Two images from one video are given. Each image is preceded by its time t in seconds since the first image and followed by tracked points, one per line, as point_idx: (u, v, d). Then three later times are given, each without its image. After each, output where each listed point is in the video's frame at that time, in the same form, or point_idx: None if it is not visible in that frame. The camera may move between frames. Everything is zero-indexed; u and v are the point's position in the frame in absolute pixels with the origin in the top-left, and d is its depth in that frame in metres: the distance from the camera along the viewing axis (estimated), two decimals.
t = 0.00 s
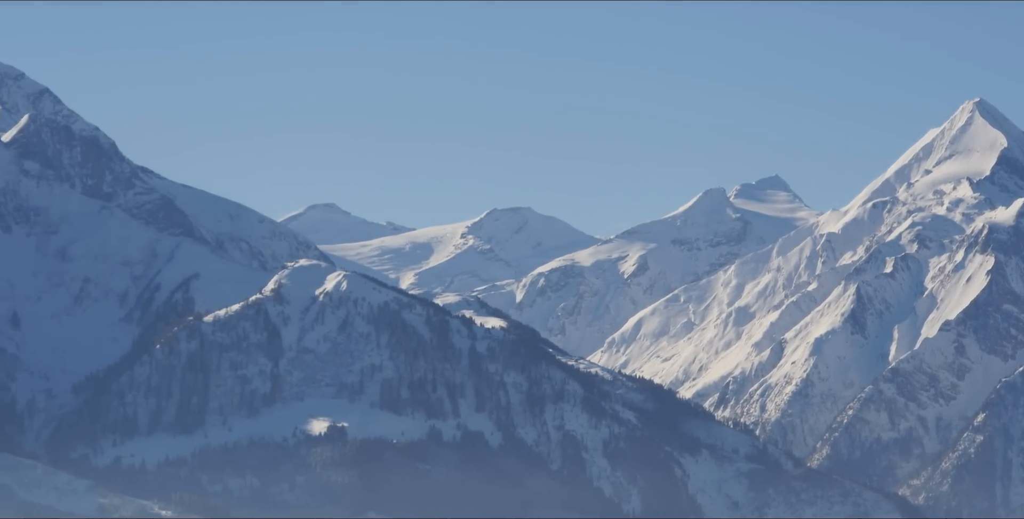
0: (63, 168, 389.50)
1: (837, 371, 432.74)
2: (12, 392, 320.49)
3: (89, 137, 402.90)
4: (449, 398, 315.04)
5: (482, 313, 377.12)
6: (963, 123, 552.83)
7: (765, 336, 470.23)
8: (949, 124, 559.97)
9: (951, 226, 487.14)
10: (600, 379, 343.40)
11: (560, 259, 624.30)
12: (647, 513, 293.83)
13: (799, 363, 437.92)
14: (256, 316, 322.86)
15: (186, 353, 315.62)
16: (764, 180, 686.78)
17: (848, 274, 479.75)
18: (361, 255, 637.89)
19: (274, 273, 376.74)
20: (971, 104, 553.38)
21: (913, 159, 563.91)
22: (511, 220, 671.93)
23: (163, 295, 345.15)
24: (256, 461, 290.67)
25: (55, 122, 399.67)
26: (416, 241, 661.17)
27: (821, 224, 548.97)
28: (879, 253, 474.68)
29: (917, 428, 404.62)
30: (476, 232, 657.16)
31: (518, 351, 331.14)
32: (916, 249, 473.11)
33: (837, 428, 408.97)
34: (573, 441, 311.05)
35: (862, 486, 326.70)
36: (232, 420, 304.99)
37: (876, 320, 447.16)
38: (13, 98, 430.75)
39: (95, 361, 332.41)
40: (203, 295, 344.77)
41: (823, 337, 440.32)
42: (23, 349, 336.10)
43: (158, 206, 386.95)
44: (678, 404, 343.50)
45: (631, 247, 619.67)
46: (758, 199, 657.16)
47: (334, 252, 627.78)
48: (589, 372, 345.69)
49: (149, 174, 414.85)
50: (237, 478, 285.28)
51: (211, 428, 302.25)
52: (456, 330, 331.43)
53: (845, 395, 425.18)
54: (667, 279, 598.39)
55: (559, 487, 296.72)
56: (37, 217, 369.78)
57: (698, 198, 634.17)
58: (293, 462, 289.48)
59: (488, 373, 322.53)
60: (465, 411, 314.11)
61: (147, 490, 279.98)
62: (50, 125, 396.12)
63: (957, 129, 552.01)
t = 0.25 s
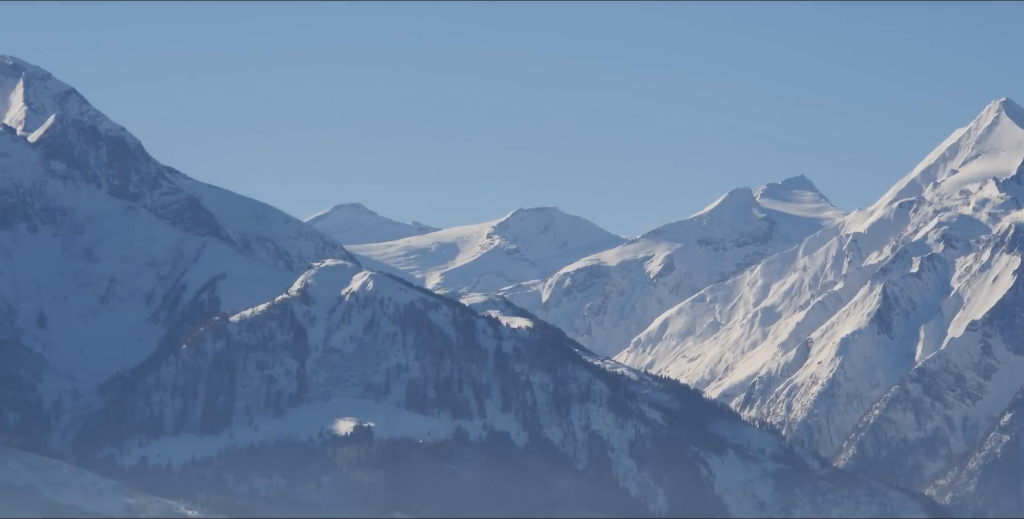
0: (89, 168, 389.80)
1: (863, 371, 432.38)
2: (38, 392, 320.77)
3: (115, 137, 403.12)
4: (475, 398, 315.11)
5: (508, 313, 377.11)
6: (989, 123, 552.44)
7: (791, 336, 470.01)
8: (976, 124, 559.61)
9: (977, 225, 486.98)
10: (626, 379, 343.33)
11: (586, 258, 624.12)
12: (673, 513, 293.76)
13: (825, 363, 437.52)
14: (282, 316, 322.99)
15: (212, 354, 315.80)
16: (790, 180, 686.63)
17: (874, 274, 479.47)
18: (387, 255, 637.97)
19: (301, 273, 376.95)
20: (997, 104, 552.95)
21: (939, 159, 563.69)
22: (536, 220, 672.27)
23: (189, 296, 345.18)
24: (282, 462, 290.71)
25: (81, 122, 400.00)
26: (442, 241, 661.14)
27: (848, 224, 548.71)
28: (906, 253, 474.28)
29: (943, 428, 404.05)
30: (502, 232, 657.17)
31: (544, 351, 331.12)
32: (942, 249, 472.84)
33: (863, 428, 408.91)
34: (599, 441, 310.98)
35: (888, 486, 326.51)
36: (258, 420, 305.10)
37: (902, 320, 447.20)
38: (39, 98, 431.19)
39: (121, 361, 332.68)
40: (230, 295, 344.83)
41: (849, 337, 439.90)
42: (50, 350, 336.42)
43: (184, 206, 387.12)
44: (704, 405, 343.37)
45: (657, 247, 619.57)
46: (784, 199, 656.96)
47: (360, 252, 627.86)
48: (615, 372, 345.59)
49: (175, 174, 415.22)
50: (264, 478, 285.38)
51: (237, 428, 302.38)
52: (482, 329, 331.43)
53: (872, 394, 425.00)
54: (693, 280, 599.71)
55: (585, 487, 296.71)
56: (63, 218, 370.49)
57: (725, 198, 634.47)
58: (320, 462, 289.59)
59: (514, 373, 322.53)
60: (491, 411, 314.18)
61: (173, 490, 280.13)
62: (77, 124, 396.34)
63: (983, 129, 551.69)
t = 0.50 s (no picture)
0: (113, 169, 390.13)
1: (886, 371, 431.94)
2: (62, 392, 321.25)
3: (138, 137, 403.29)
4: (498, 398, 315.07)
5: (531, 312, 377.08)
6: (1012, 123, 551.81)
7: (814, 336, 469.68)
8: (999, 124, 559.00)
9: (1000, 225, 486.51)
10: (650, 379, 343.11)
11: (609, 259, 623.82)
12: (697, 513, 293.59)
13: (848, 362, 437.05)
14: (306, 316, 323.03)
15: (235, 354, 316.15)
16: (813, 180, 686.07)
17: (897, 274, 479.14)
18: (410, 255, 638.03)
19: (323, 273, 376.92)
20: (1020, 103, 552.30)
21: (962, 159, 563.17)
22: (559, 220, 672.26)
23: (213, 296, 344.99)
24: (305, 461, 290.83)
25: (104, 123, 400.43)
26: (464, 241, 661.05)
27: (871, 224, 548.21)
28: (929, 253, 474.43)
29: (966, 428, 403.66)
30: (525, 233, 657.09)
31: (568, 351, 330.98)
32: (965, 248, 472.37)
33: (886, 428, 408.66)
34: (622, 441, 310.83)
35: (911, 486, 326.21)
36: (281, 420, 305.36)
37: (926, 320, 446.95)
38: (63, 99, 431.68)
39: (144, 361, 332.73)
40: (253, 295, 344.63)
41: (872, 337, 439.32)
42: (73, 351, 336.75)
43: (208, 206, 387.11)
44: (727, 405, 343.13)
45: (680, 247, 619.33)
46: (807, 199, 656.47)
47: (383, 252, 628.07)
48: (638, 372, 345.39)
49: (197, 175, 415.35)
50: (287, 478, 285.54)
51: (260, 428, 302.63)
52: (505, 329, 331.25)
53: (895, 394, 424.69)
54: (716, 279, 599.89)
55: (609, 487, 296.56)
56: (87, 218, 371.61)
57: (747, 198, 634.23)
58: (343, 462, 289.59)
59: (537, 373, 322.41)
60: (514, 411, 314.12)
61: (197, 490, 280.17)
62: (100, 125, 396.59)
63: (1006, 129, 551.13)
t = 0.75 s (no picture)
0: (139, 169, 390.87)
1: (913, 371, 431.59)
2: (88, 392, 321.72)
3: (165, 138, 403.71)
4: (523, 398, 315.11)
5: (557, 312, 377.12)
6: None
7: (840, 336, 469.42)
8: None
9: None
10: (676, 380, 342.99)
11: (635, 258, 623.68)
12: (722, 513, 293.53)
13: (874, 362, 436.74)
14: (331, 316, 323.23)
15: (261, 354, 316.54)
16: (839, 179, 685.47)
17: (923, 273, 478.84)
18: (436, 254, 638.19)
19: (349, 274, 377.18)
20: None
21: (988, 158, 562.70)
22: (585, 220, 672.26)
23: (239, 296, 345.30)
24: (331, 461, 291.03)
25: (131, 123, 401.26)
26: (491, 240, 661.09)
27: (898, 223, 547.81)
28: (955, 253, 474.05)
29: (993, 428, 403.41)
30: (551, 232, 657.08)
31: (594, 352, 330.95)
32: (992, 248, 471.97)
33: (912, 427, 408.38)
34: (648, 441, 310.74)
35: (938, 486, 325.96)
36: (307, 420, 305.60)
37: (952, 320, 446.79)
38: (90, 100, 432.39)
39: (170, 360, 333.08)
40: (279, 295, 344.90)
41: (898, 337, 438.90)
42: (99, 351, 337.47)
43: (234, 206, 387.40)
44: (753, 405, 342.94)
45: (706, 247, 619.15)
46: (833, 199, 656.05)
47: (410, 252, 628.42)
48: (664, 372, 345.29)
49: (223, 175, 415.74)
50: (313, 479, 285.79)
51: (286, 428, 302.92)
52: (531, 330, 331.22)
53: (921, 394, 424.47)
54: (743, 279, 599.97)
55: (634, 487, 296.51)
56: (113, 218, 372.43)
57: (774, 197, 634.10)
58: (369, 462, 289.74)
59: (563, 373, 322.37)
60: (540, 411, 314.14)
61: (223, 490, 280.49)
62: (126, 126, 397.38)
63: None
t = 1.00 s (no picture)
0: (162, 169, 391.05)
1: (936, 371, 431.28)
2: (111, 392, 321.86)
3: (188, 138, 403.98)
4: (546, 398, 314.99)
5: (580, 313, 377.04)
6: None
7: (863, 335, 469.04)
8: None
9: None
10: (698, 379, 342.74)
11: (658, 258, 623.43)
12: (745, 513, 293.36)
13: (897, 362, 436.36)
14: (354, 316, 323.30)
15: (284, 354, 316.71)
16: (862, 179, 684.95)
17: (946, 273, 478.51)
18: (459, 255, 638.17)
19: (371, 274, 377.22)
20: None
21: (1011, 158, 562.06)
22: (607, 220, 672.12)
23: (261, 296, 345.34)
24: (353, 461, 291.07)
25: (154, 124, 401.58)
26: (513, 241, 660.97)
27: (921, 222, 547.26)
28: (978, 253, 473.62)
29: (1016, 428, 403.18)
30: (574, 232, 656.93)
31: (616, 351, 330.81)
32: (1015, 248, 471.45)
33: (935, 427, 408.13)
34: (671, 442, 310.48)
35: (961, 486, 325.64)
36: (330, 420, 305.69)
37: (975, 319, 446.55)
38: (112, 101, 432.66)
39: (193, 361, 333.14)
40: (302, 295, 344.90)
41: (921, 337, 438.52)
42: (122, 350, 337.77)
43: (256, 206, 387.45)
44: (776, 405, 342.74)
45: (729, 247, 618.85)
46: (856, 199, 655.62)
47: (432, 252, 628.40)
48: (687, 372, 345.04)
49: (246, 175, 415.95)
50: (336, 478, 285.84)
51: (309, 428, 303.02)
52: (554, 329, 331.10)
53: (944, 394, 424.25)
54: (765, 279, 599.88)
55: (657, 487, 296.34)
56: (136, 218, 372.62)
57: (796, 197, 633.80)
58: (391, 462, 289.78)
59: (585, 373, 322.18)
60: (563, 411, 314.00)
61: (246, 490, 280.62)
62: (149, 126, 397.73)
63: None
